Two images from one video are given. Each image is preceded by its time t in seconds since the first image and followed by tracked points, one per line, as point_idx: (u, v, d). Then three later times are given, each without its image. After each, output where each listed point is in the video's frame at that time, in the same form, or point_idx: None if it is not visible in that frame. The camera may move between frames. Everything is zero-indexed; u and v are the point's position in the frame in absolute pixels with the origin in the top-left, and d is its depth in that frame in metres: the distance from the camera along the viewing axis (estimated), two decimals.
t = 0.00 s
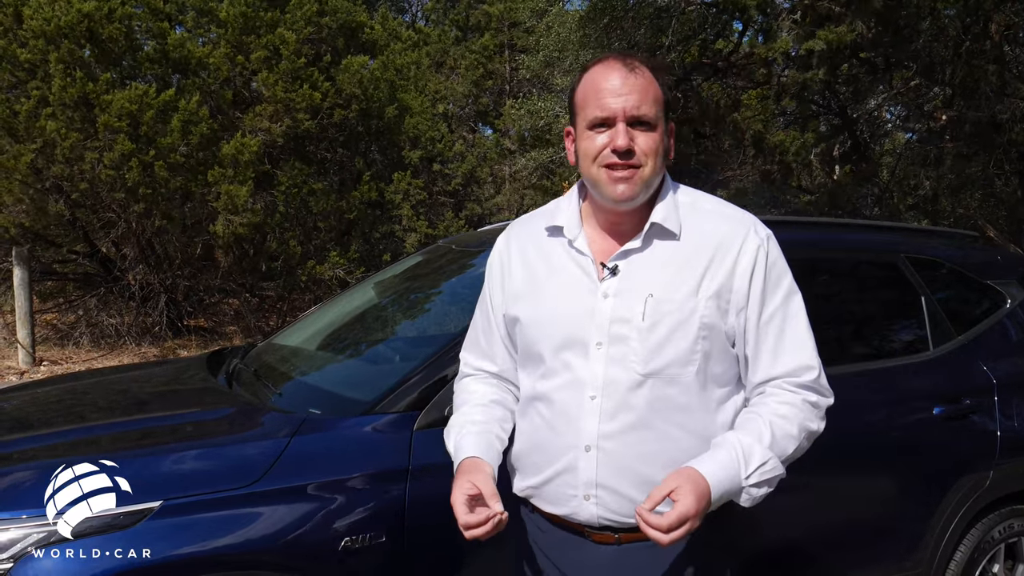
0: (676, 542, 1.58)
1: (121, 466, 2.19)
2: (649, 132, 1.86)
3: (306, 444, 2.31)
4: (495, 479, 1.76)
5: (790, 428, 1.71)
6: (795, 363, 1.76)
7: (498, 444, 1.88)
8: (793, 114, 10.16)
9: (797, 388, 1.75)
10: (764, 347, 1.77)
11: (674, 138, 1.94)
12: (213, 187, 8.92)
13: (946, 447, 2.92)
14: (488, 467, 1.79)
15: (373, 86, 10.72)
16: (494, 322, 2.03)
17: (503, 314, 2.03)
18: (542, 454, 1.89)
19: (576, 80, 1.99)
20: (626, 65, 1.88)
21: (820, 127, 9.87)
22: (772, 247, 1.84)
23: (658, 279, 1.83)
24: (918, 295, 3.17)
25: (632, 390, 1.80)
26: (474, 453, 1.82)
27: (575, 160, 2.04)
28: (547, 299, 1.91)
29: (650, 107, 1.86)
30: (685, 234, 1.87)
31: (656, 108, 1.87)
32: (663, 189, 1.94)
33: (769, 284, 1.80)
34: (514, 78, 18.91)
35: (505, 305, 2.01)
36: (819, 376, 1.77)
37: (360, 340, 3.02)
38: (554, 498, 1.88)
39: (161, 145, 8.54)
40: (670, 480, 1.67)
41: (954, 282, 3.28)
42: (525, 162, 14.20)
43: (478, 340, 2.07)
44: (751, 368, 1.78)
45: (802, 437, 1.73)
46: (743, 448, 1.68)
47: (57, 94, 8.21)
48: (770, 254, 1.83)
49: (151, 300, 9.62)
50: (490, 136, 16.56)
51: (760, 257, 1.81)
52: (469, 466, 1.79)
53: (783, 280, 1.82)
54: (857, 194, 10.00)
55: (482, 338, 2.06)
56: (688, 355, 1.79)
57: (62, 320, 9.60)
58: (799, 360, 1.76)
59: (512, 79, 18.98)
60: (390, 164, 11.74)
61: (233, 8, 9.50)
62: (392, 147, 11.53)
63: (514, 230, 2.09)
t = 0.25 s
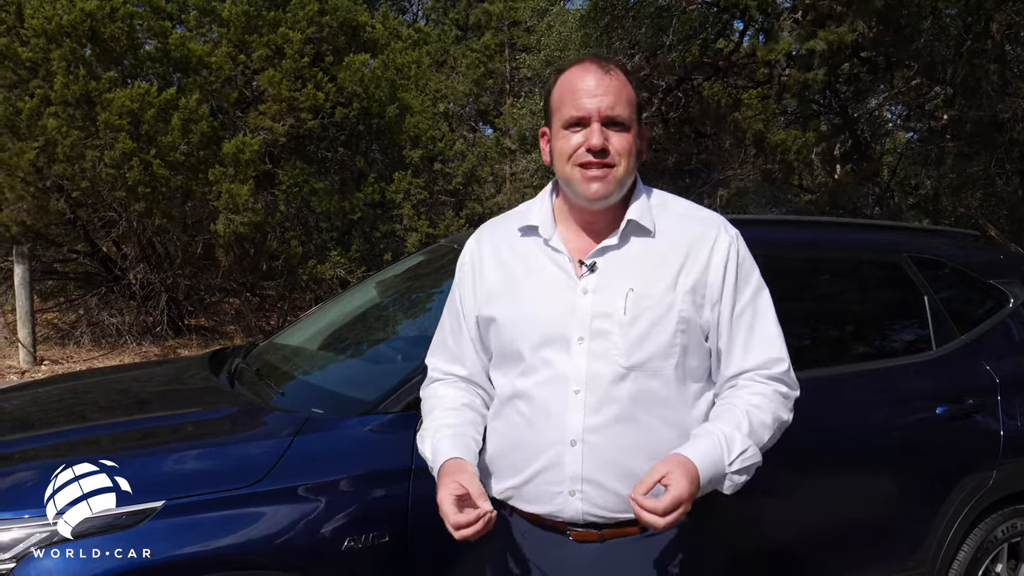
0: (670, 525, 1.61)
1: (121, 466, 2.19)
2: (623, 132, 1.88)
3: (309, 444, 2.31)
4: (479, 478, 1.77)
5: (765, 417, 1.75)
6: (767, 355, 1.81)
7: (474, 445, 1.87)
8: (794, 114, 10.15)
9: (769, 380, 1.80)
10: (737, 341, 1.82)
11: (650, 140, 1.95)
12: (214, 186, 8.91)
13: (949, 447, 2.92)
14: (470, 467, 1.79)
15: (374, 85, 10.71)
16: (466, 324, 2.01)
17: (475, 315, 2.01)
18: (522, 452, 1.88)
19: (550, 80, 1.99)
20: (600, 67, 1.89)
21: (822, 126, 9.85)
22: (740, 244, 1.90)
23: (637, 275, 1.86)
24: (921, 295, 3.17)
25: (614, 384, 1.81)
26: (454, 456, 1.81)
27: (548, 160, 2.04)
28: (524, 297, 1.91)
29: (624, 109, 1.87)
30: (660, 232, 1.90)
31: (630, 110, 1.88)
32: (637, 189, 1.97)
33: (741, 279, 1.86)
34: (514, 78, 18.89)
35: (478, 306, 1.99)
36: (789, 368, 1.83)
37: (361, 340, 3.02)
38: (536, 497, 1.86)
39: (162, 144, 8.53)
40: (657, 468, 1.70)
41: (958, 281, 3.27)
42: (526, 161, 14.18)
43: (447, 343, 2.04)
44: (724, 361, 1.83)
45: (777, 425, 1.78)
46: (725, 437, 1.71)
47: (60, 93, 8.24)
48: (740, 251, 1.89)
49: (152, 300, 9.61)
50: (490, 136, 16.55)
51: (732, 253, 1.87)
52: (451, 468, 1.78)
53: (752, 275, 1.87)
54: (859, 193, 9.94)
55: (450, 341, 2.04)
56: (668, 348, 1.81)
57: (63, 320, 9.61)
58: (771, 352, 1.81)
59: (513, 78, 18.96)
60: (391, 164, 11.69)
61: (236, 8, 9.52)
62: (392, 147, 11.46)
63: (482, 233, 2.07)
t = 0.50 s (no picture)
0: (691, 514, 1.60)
1: (121, 466, 2.18)
2: (613, 129, 1.88)
3: (313, 443, 2.31)
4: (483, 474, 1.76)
5: (761, 406, 1.78)
6: (758, 347, 1.84)
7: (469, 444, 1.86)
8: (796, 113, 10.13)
9: (760, 372, 1.83)
10: (729, 332, 1.85)
11: (638, 139, 1.96)
12: (216, 185, 8.90)
13: (952, 445, 2.92)
14: (473, 463, 1.78)
15: (375, 84, 10.69)
16: (456, 325, 1.99)
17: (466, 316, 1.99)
18: (524, 448, 1.86)
19: (538, 82, 2.00)
20: (589, 66, 1.91)
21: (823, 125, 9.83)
22: (727, 240, 1.94)
23: (634, 269, 1.87)
24: (925, 294, 3.17)
25: (617, 376, 1.80)
26: (453, 454, 1.80)
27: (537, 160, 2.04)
28: (520, 293, 1.90)
29: (614, 105, 1.88)
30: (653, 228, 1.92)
31: (619, 107, 1.89)
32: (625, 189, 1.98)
33: (730, 275, 1.89)
34: (516, 77, 18.86)
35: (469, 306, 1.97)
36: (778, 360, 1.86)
37: (363, 340, 3.02)
38: (539, 493, 1.84)
39: (164, 143, 8.53)
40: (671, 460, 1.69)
41: (960, 279, 3.27)
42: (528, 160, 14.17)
43: (435, 345, 2.02)
44: (717, 354, 1.85)
45: (772, 414, 1.81)
46: (730, 425, 1.72)
47: (62, 92, 8.26)
48: (728, 247, 1.92)
49: (153, 299, 9.61)
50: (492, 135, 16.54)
51: (721, 248, 1.91)
52: (452, 466, 1.77)
53: (740, 271, 1.91)
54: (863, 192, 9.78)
55: (439, 343, 2.02)
56: (667, 340, 1.82)
57: (64, 319, 9.62)
58: (761, 344, 1.85)
59: (514, 78, 18.93)
60: (393, 163, 11.58)
61: (238, 7, 9.56)
62: (393, 146, 11.40)
63: (468, 235, 2.05)
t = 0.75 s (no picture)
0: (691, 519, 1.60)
1: (121, 466, 2.18)
2: (620, 127, 1.88)
3: (317, 442, 2.31)
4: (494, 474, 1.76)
5: (769, 408, 1.77)
6: (765, 349, 1.84)
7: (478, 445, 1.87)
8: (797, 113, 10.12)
9: (768, 374, 1.83)
10: (735, 335, 1.85)
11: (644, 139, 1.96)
12: (218, 185, 8.90)
13: (956, 445, 2.92)
14: (484, 463, 1.78)
15: (376, 83, 10.68)
16: (464, 325, 2.00)
17: (473, 317, 1.99)
18: (530, 449, 1.86)
19: (544, 82, 2.00)
20: (596, 66, 1.91)
21: (825, 125, 9.81)
22: (734, 242, 1.94)
23: (641, 271, 1.87)
24: (928, 293, 3.17)
25: (624, 377, 1.80)
26: (464, 456, 1.80)
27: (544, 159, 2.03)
28: (527, 294, 1.90)
29: (621, 103, 1.88)
30: (660, 229, 1.92)
31: (626, 105, 1.89)
32: (631, 190, 1.98)
33: (738, 276, 1.89)
34: (517, 76, 18.83)
35: (477, 306, 1.98)
36: (785, 362, 1.86)
37: (366, 339, 3.02)
38: (545, 494, 1.84)
39: (167, 143, 8.53)
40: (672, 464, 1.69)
41: (963, 278, 3.27)
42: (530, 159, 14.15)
43: (444, 346, 2.03)
44: (724, 356, 1.85)
45: (779, 418, 1.80)
46: (734, 429, 1.71)
47: (65, 92, 8.26)
48: (734, 249, 1.92)
49: (155, 298, 9.62)
50: (493, 134, 16.53)
51: (728, 250, 1.90)
52: (463, 466, 1.77)
53: (747, 273, 1.91)
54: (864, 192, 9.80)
55: (447, 344, 2.03)
56: (675, 342, 1.82)
57: (66, 319, 9.63)
58: (768, 346, 1.84)
59: (516, 77, 18.90)
60: (395, 162, 11.60)
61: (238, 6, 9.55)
62: (395, 145, 11.36)
63: (477, 236, 2.06)
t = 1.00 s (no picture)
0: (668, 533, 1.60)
1: (121, 466, 2.19)
2: (623, 133, 1.87)
3: (320, 442, 2.31)
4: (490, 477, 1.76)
5: (768, 419, 1.74)
6: (771, 357, 1.80)
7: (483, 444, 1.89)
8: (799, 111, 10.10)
9: (772, 383, 1.79)
10: (741, 343, 1.81)
11: (651, 141, 1.95)
12: (222, 184, 8.90)
13: (959, 445, 2.92)
14: (481, 465, 1.79)
15: (379, 83, 10.66)
16: (473, 323, 2.01)
17: (481, 315, 2.01)
18: (527, 452, 1.87)
19: (553, 82, 1.99)
20: (602, 68, 1.89)
21: (827, 124, 9.79)
22: (746, 245, 1.89)
23: (641, 276, 1.85)
24: (932, 293, 3.17)
25: (620, 384, 1.80)
26: (465, 455, 1.81)
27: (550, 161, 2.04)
28: (529, 297, 1.90)
29: (624, 109, 1.87)
30: (665, 233, 1.89)
31: (631, 109, 1.88)
32: (639, 191, 1.96)
33: (746, 280, 1.85)
34: (519, 75, 18.83)
35: (484, 305, 1.99)
36: (794, 370, 1.81)
37: (369, 339, 3.02)
38: (540, 495, 1.86)
39: (171, 142, 8.55)
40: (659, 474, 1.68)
41: (966, 278, 3.26)
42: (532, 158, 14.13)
43: (455, 342, 2.05)
44: (729, 363, 1.82)
45: (780, 428, 1.77)
46: (726, 442, 1.69)
47: (69, 91, 8.28)
48: (744, 252, 1.87)
49: (157, 298, 9.62)
50: (495, 134, 16.53)
51: (737, 254, 1.86)
52: (461, 468, 1.78)
53: (757, 277, 1.86)
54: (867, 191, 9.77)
55: (457, 340, 2.04)
56: (673, 349, 1.80)
57: (69, 318, 9.64)
58: (774, 355, 1.80)
59: (518, 76, 18.90)
60: (397, 161, 11.60)
61: (239, 5, 9.54)
62: (398, 144, 11.34)
63: (489, 232, 2.07)
